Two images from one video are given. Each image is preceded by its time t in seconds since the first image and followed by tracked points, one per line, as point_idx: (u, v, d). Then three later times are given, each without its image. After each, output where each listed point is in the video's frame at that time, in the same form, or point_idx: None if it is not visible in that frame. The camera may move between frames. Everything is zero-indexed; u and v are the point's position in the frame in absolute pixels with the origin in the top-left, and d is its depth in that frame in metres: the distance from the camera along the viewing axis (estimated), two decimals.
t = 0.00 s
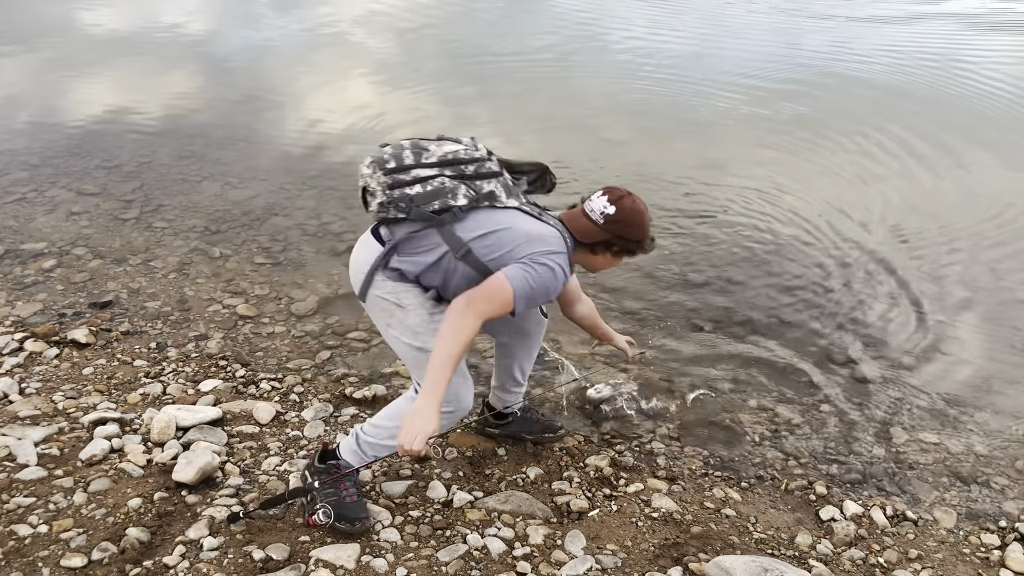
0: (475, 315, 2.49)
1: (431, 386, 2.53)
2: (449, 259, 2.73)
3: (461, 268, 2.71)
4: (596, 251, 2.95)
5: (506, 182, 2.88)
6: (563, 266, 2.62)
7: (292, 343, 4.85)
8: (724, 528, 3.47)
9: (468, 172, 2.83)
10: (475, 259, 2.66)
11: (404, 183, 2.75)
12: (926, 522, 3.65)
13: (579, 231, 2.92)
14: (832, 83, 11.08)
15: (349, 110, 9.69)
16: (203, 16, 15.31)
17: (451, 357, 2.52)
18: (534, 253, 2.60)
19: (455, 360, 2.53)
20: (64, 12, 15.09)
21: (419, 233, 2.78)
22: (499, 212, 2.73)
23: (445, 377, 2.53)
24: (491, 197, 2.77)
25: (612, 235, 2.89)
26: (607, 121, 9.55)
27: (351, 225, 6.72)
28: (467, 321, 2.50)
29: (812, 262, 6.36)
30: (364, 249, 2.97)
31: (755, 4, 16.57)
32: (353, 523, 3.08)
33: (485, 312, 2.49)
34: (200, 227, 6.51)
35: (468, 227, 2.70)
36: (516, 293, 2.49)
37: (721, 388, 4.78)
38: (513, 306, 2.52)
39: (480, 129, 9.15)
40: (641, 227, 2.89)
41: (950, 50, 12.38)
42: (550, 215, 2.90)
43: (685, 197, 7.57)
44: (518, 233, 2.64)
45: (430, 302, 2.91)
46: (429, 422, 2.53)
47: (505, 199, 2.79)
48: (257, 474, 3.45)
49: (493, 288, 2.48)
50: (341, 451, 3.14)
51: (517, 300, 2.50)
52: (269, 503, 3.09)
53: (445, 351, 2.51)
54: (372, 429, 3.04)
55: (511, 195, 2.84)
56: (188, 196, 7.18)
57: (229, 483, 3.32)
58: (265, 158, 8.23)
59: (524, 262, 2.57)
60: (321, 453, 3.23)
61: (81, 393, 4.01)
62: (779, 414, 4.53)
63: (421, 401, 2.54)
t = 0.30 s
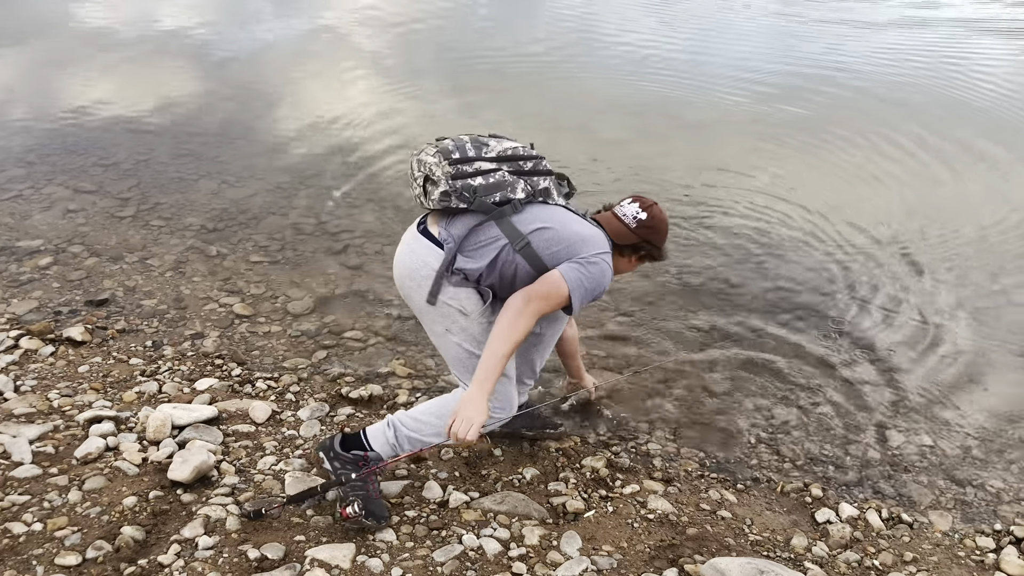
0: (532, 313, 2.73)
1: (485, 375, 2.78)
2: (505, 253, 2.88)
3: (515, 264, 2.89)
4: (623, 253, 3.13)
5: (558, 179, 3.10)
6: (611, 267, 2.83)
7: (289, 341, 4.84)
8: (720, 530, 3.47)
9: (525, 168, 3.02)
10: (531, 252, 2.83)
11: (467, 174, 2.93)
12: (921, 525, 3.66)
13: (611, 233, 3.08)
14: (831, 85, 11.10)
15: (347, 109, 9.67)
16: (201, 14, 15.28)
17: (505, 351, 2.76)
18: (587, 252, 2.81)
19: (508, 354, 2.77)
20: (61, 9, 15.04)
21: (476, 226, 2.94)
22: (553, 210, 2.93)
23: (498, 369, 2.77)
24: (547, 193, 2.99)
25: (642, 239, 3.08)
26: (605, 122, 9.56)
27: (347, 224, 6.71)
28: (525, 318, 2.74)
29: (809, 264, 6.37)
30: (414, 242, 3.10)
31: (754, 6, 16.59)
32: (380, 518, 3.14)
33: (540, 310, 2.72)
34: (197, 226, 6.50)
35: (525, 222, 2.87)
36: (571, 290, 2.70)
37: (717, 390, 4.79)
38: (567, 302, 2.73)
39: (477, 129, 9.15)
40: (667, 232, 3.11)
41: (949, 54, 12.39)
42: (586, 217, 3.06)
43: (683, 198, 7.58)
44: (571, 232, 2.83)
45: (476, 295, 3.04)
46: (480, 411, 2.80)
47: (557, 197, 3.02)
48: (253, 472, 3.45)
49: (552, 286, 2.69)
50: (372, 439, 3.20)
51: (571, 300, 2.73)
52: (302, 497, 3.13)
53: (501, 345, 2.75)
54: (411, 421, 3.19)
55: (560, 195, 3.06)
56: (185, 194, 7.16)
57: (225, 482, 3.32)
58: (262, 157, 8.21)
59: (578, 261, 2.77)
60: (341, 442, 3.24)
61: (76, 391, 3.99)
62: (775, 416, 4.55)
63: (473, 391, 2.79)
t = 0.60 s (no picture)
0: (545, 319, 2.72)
1: (497, 379, 2.75)
2: (516, 261, 2.89)
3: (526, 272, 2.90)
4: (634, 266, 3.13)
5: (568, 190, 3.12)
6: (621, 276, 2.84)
7: (287, 341, 4.84)
8: (717, 532, 3.48)
9: (535, 178, 3.04)
10: (542, 261, 2.84)
11: (478, 185, 2.94)
12: (919, 529, 3.66)
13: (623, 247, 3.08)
14: (830, 89, 11.11)
15: (346, 109, 9.67)
16: (201, 13, 15.27)
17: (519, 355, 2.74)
18: (598, 261, 2.81)
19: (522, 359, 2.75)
20: (61, 8, 15.03)
21: (487, 235, 2.96)
22: (564, 220, 2.95)
23: (511, 373, 2.75)
24: (557, 203, 3.00)
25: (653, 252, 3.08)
26: (605, 124, 9.57)
27: (347, 225, 6.71)
28: (538, 323, 2.72)
29: (808, 267, 6.38)
30: (428, 251, 3.14)
31: (755, 9, 16.63)
32: (381, 519, 3.16)
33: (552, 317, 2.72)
34: (196, 225, 6.50)
35: (536, 231, 2.89)
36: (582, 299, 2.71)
37: (715, 392, 4.79)
38: (578, 310, 2.74)
39: (478, 130, 9.15)
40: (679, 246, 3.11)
41: (948, 60, 12.42)
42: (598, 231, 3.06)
43: (682, 200, 7.58)
44: (582, 242, 2.85)
45: (488, 302, 3.06)
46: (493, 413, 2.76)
47: (567, 209, 3.03)
48: (251, 472, 3.45)
49: (563, 293, 2.70)
50: (378, 439, 3.28)
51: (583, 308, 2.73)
52: (309, 498, 3.10)
53: (514, 349, 2.73)
54: (419, 424, 3.30)
55: (569, 206, 3.08)
56: (184, 194, 7.16)
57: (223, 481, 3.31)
58: (262, 157, 8.21)
59: (590, 269, 2.78)
60: (348, 441, 3.30)
61: (74, 390, 3.99)
62: (773, 419, 4.55)
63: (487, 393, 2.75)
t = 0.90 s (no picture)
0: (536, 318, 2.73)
1: (490, 379, 2.76)
2: (508, 255, 2.88)
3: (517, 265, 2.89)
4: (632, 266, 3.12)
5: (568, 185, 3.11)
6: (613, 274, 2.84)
7: (287, 344, 4.84)
8: (717, 535, 3.47)
9: (535, 171, 3.03)
10: (534, 255, 2.83)
11: (476, 174, 2.92)
12: (918, 531, 3.66)
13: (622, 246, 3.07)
14: (830, 92, 11.14)
15: (347, 112, 9.68)
16: (202, 16, 15.30)
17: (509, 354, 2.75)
18: (590, 259, 2.81)
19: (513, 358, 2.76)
20: (62, 11, 15.06)
21: (481, 226, 2.94)
22: (561, 215, 2.94)
23: (503, 373, 2.76)
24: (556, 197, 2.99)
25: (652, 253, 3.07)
26: (605, 127, 9.59)
27: (347, 227, 6.71)
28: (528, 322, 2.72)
29: (807, 270, 6.39)
30: (422, 237, 3.12)
31: (755, 13, 16.68)
32: (379, 521, 3.14)
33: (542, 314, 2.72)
34: (196, 228, 6.50)
35: (530, 225, 2.88)
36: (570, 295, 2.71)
37: (715, 395, 4.79)
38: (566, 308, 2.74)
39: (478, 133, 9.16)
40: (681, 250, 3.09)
41: (949, 65, 12.43)
42: (598, 228, 3.06)
43: (682, 203, 7.59)
44: (575, 239, 2.84)
45: (479, 293, 3.02)
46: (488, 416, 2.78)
47: (565, 204, 3.01)
48: (251, 475, 3.45)
49: (553, 291, 2.69)
50: (368, 442, 3.24)
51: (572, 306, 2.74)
52: (308, 504, 3.10)
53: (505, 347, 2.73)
54: (407, 423, 3.25)
55: (569, 201, 3.06)
56: (184, 196, 7.16)
57: (222, 484, 3.31)
58: (262, 160, 8.22)
59: (581, 266, 2.78)
60: (338, 446, 3.27)
61: (74, 392, 3.99)
62: (773, 422, 4.56)
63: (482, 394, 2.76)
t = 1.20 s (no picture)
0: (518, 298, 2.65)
1: (474, 365, 2.73)
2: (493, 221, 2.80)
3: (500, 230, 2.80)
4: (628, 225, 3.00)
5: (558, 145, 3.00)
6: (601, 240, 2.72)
7: (286, 349, 4.85)
8: (717, 540, 3.47)
9: (521, 132, 2.93)
10: (518, 220, 2.75)
11: (460, 137, 2.84)
12: (918, 535, 3.67)
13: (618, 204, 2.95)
14: (827, 95, 11.17)
15: (346, 117, 9.70)
16: (200, 22, 15.33)
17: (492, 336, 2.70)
18: (576, 225, 2.70)
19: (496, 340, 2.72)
20: (61, 16, 15.08)
21: (466, 190, 2.84)
22: (549, 177, 2.83)
23: (486, 357, 2.73)
24: (544, 157, 2.88)
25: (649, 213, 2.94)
26: (603, 132, 9.61)
27: (346, 232, 6.72)
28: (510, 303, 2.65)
29: (805, 274, 6.40)
30: (403, 201, 3.02)
31: (753, 17, 16.74)
32: (375, 529, 3.14)
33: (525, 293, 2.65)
34: (195, 234, 6.51)
35: (515, 189, 2.78)
36: (552, 270, 2.61)
37: (714, 399, 4.80)
38: (549, 282, 2.65)
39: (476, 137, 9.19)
40: (682, 214, 2.95)
41: (946, 68, 12.47)
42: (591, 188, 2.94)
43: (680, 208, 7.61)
44: (562, 202, 2.73)
45: (459, 261, 2.94)
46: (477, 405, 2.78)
47: (555, 162, 2.90)
48: (249, 481, 3.45)
49: (535, 263, 2.60)
50: (349, 451, 3.10)
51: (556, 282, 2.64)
52: (303, 509, 3.10)
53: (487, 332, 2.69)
54: (380, 420, 3.07)
55: (561, 159, 2.94)
56: (183, 202, 7.17)
57: (221, 490, 3.31)
58: (261, 165, 8.23)
59: (566, 233, 2.67)
60: (323, 457, 3.19)
61: (73, 399, 3.99)
62: (773, 425, 4.56)
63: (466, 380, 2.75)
